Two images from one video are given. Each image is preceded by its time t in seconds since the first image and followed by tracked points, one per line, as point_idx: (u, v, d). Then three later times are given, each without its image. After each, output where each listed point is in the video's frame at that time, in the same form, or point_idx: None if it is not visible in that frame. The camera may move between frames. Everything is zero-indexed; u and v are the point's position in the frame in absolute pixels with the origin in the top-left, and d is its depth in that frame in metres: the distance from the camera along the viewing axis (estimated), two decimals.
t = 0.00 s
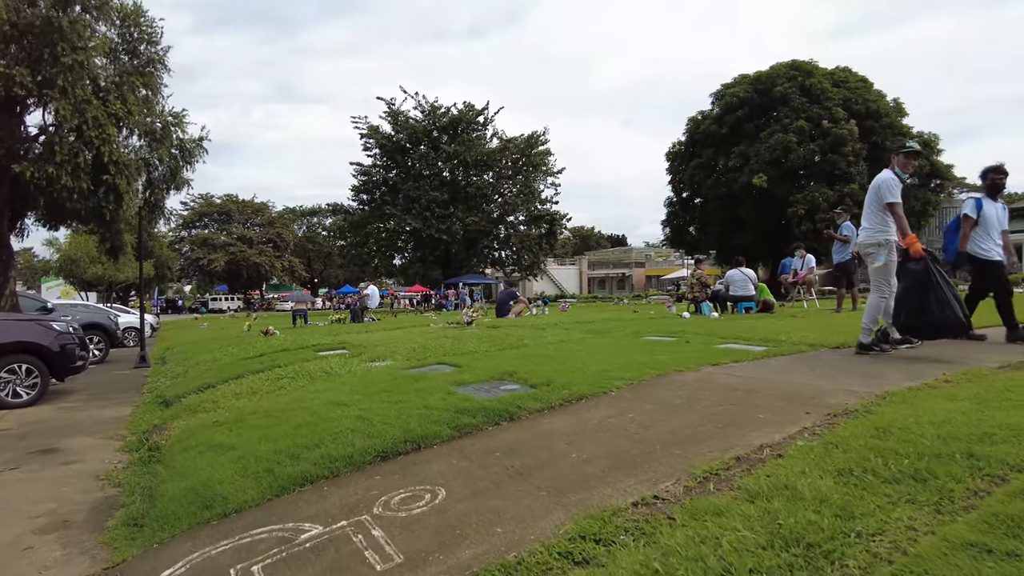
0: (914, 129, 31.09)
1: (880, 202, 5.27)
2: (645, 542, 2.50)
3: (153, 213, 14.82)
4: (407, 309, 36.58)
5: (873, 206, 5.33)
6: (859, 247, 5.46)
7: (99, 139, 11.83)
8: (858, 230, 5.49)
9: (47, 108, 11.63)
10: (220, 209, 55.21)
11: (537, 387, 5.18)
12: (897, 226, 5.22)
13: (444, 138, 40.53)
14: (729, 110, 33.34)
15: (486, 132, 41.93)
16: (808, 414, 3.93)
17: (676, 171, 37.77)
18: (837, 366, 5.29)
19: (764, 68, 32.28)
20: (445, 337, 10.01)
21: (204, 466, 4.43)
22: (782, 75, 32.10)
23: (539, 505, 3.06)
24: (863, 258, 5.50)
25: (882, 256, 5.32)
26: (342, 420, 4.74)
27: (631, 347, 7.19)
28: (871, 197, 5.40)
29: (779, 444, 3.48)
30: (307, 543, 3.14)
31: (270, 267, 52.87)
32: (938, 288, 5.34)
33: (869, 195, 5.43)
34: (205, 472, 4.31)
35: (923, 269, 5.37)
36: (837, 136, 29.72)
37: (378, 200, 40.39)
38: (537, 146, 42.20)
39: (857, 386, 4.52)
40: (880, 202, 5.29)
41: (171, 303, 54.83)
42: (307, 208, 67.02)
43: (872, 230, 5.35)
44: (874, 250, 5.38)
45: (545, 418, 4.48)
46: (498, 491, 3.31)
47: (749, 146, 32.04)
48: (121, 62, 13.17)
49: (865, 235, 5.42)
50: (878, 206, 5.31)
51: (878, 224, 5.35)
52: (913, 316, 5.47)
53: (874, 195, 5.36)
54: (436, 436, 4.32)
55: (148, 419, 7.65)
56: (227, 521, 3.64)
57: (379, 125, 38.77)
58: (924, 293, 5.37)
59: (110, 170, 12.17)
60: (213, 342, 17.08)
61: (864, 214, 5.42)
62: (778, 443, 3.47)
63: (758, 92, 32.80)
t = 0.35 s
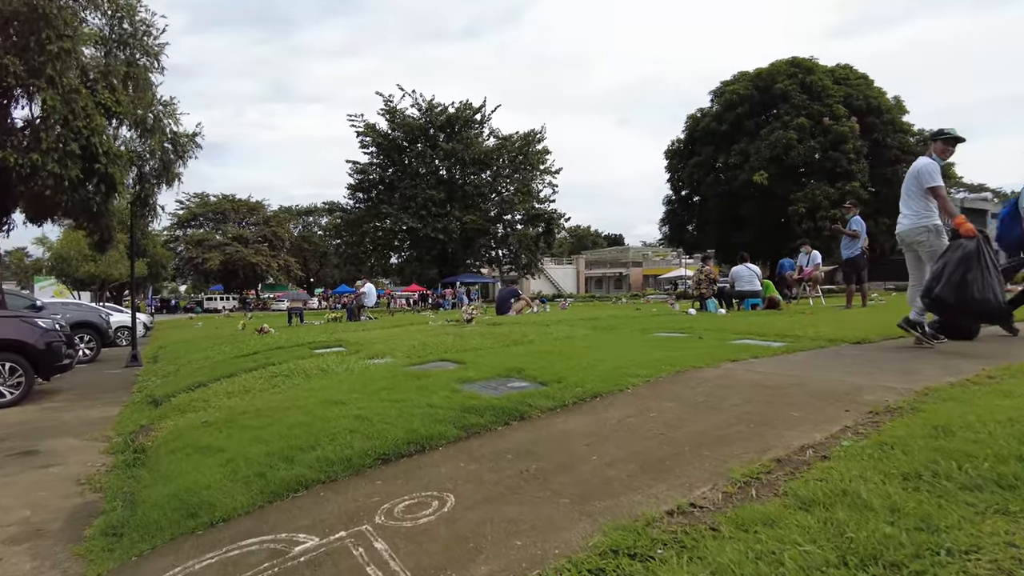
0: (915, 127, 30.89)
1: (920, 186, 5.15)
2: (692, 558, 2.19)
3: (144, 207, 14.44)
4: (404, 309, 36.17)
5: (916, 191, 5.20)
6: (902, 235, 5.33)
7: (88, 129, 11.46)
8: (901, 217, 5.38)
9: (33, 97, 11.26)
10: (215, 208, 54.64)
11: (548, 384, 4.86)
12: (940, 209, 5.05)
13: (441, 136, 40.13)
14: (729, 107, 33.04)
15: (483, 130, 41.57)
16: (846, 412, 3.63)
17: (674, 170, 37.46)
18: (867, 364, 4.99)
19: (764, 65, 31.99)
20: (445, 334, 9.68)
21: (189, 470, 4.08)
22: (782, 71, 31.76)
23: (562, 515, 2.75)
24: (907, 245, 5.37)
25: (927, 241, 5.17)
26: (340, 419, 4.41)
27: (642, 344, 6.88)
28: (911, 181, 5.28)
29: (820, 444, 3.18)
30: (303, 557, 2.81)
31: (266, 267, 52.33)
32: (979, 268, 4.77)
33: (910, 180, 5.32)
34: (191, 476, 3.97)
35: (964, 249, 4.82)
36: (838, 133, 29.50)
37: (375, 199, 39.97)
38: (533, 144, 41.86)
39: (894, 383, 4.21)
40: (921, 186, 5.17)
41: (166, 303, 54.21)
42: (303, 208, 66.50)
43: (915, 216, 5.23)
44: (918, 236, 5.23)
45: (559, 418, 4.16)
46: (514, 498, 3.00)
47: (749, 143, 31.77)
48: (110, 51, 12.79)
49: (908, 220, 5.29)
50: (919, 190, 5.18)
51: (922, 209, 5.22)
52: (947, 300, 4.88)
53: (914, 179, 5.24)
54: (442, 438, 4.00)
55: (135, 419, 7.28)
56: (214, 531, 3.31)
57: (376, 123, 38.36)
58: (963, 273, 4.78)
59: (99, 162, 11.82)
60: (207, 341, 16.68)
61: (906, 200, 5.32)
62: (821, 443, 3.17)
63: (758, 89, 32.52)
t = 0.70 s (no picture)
0: (906, 125, 30.89)
1: (960, 178, 4.95)
2: None
3: (126, 202, 14.01)
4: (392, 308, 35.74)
5: (954, 181, 5.00)
6: (939, 228, 5.13)
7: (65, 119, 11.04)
8: (933, 209, 5.19)
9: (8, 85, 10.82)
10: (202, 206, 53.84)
11: (552, 381, 4.59)
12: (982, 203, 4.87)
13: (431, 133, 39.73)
14: (721, 105, 32.89)
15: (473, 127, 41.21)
16: (879, 409, 3.38)
17: (665, 168, 37.30)
18: (886, 359, 4.76)
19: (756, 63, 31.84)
20: (438, 331, 9.38)
21: (168, 475, 3.76)
22: (774, 69, 31.64)
23: (582, 525, 2.47)
24: (940, 237, 5.21)
25: (967, 235, 5.00)
26: (331, 420, 4.11)
27: (645, 340, 6.63)
28: (945, 171, 5.08)
29: (859, 443, 2.93)
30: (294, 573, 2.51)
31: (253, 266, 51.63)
32: None
33: (943, 169, 5.12)
34: (169, 482, 3.65)
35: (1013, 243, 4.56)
36: (830, 131, 29.42)
37: (363, 196, 39.51)
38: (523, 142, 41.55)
39: (920, 379, 3.98)
40: (959, 177, 4.97)
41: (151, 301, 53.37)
42: (291, 206, 65.77)
43: (952, 209, 5.04)
44: (955, 229, 5.06)
45: (568, 417, 3.89)
46: (525, 506, 2.72)
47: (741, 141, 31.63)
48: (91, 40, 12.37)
49: (944, 212, 5.08)
50: (957, 181, 4.98)
51: (958, 200, 5.03)
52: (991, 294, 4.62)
53: (951, 169, 5.02)
54: (442, 438, 3.72)
55: (114, 420, 6.93)
56: (194, 542, 3.00)
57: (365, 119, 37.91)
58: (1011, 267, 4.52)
59: (78, 153, 11.41)
60: (192, 339, 16.26)
61: (940, 192, 5.13)
62: (859, 443, 2.92)
63: (750, 86, 32.38)
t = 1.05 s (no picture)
0: (896, 125, 30.92)
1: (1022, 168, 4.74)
2: None
3: (109, 197, 13.50)
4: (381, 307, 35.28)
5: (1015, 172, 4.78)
6: (995, 219, 4.94)
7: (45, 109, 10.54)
8: (989, 198, 4.98)
9: None
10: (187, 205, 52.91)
11: (569, 380, 4.28)
12: None
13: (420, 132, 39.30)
14: (712, 104, 32.78)
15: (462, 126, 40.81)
16: (937, 407, 3.11)
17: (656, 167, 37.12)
18: (921, 355, 4.50)
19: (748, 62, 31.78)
20: (435, 329, 9.03)
21: (153, 483, 3.40)
22: (765, 69, 31.59)
23: (636, 544, 2.16)
24: (993, 227, 5.03)
25: None
26: (332, 422, 3.77)
27: (656, 337, 6.33)
28: (1006, 159, 4.85)
29: (928, 445, 2.65)
30: None
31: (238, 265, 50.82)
32: None
33: (1005, 157, 4.88)
34: (154, 491, 3.28)
35: None
36: (822, 130, 29.40)
37: (351, 195, 38.96)
38: (512, 141, 41.25)
39: (969, 376, 3.71)
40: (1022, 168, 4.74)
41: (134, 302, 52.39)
42: (277, 206, 64.89)
43: (1011, 201, 4.83)
44: (1011, 222, 4.87)
45: (592, 418, 3.58)
46: (565, 521, 2.41)
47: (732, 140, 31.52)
48: (74, 27, 11.86)
49: (1002, 203, 4.88)
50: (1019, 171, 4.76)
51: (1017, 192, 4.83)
52: None
53: (1013, 158, 4.79)
54: (457, 442, 3.39)
55: (94, 422, 6.51)
56: (185, 562, 2.65)
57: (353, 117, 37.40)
58: None
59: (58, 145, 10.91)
60: (177, 339, 15.77)
61: (997, 181, 4.91)
62: (928, 444, 2.64)
63: (742, 85, 32.29)
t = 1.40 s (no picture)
0: (876, 126, 31.11)
1: None
2: None
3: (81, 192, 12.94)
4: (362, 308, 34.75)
5: None
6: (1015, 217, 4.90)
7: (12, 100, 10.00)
8: (1011, 196, 4.94)
9: None
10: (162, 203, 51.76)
11: (569, 389, 3.99)
12: None
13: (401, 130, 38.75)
14: (695, 104, 32.76)
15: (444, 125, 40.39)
16: (973, 420, 2.87)
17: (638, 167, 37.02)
18: (936, 361, 4.28)
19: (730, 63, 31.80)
20: (420, 332, 8.69)
21: (110, 508, 3.03)
22: (748, 69, 31.64)
23: None
24: (1014, 225, 4.99)
25: None
26: (313, 438, 3.43)
27: (652, 341, 6.07)
28: None
29: (975, 465, 2.40)
30: None
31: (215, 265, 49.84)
32: None
33: None
34: (109, 519, 2.91)
35: None
36: (804, 131, 29.50)
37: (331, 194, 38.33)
38: (495, 140, 40.92)
39: (997, 384, 3.48)
40: None
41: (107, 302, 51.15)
42: (256, 204, 63.81)
43: None
44: None
45: (597, 433, 3.29)
46: (580, 558, 2.13)
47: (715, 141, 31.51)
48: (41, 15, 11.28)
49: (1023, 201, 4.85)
50: None
51: None
52: None
53: None
54: (450, 461, 3.08)
55: (55, 433, 6.10)
56: None
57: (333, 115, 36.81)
58: None
59: (26, 139, 10.39)
60: (151, 341, 15.22)
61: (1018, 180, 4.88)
62: (979, 466, 2.37)
63: (725, 86, 32.30)
